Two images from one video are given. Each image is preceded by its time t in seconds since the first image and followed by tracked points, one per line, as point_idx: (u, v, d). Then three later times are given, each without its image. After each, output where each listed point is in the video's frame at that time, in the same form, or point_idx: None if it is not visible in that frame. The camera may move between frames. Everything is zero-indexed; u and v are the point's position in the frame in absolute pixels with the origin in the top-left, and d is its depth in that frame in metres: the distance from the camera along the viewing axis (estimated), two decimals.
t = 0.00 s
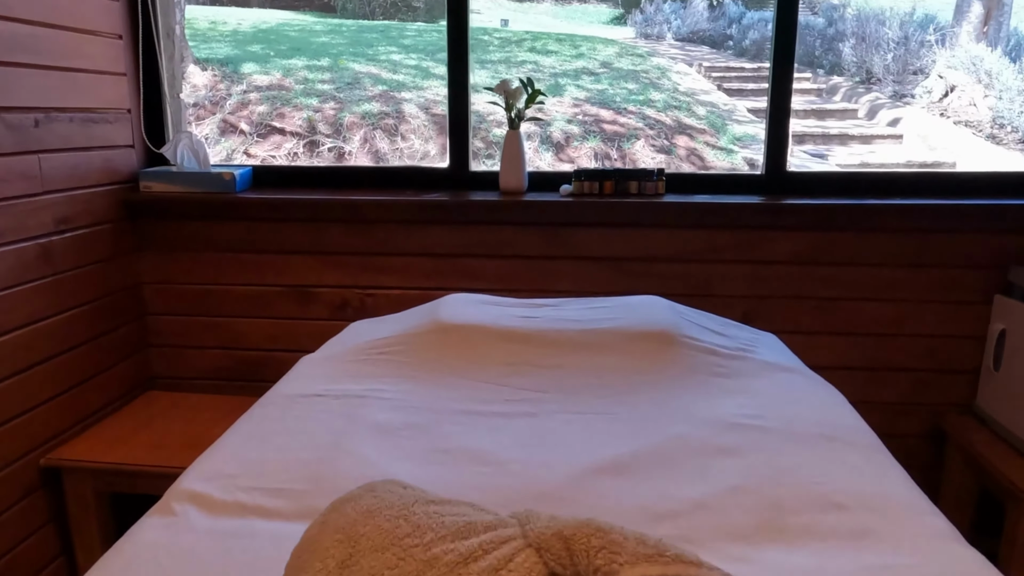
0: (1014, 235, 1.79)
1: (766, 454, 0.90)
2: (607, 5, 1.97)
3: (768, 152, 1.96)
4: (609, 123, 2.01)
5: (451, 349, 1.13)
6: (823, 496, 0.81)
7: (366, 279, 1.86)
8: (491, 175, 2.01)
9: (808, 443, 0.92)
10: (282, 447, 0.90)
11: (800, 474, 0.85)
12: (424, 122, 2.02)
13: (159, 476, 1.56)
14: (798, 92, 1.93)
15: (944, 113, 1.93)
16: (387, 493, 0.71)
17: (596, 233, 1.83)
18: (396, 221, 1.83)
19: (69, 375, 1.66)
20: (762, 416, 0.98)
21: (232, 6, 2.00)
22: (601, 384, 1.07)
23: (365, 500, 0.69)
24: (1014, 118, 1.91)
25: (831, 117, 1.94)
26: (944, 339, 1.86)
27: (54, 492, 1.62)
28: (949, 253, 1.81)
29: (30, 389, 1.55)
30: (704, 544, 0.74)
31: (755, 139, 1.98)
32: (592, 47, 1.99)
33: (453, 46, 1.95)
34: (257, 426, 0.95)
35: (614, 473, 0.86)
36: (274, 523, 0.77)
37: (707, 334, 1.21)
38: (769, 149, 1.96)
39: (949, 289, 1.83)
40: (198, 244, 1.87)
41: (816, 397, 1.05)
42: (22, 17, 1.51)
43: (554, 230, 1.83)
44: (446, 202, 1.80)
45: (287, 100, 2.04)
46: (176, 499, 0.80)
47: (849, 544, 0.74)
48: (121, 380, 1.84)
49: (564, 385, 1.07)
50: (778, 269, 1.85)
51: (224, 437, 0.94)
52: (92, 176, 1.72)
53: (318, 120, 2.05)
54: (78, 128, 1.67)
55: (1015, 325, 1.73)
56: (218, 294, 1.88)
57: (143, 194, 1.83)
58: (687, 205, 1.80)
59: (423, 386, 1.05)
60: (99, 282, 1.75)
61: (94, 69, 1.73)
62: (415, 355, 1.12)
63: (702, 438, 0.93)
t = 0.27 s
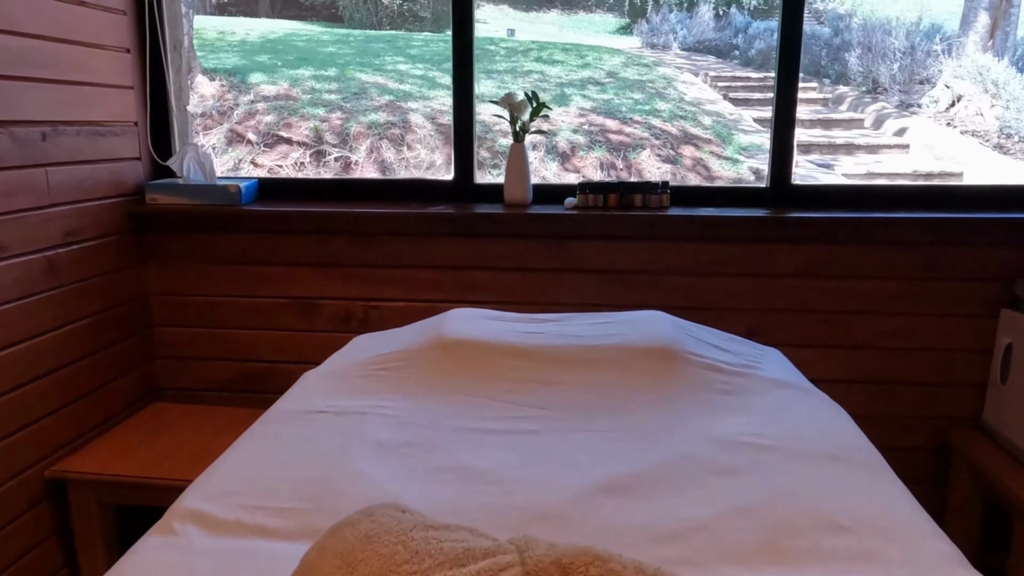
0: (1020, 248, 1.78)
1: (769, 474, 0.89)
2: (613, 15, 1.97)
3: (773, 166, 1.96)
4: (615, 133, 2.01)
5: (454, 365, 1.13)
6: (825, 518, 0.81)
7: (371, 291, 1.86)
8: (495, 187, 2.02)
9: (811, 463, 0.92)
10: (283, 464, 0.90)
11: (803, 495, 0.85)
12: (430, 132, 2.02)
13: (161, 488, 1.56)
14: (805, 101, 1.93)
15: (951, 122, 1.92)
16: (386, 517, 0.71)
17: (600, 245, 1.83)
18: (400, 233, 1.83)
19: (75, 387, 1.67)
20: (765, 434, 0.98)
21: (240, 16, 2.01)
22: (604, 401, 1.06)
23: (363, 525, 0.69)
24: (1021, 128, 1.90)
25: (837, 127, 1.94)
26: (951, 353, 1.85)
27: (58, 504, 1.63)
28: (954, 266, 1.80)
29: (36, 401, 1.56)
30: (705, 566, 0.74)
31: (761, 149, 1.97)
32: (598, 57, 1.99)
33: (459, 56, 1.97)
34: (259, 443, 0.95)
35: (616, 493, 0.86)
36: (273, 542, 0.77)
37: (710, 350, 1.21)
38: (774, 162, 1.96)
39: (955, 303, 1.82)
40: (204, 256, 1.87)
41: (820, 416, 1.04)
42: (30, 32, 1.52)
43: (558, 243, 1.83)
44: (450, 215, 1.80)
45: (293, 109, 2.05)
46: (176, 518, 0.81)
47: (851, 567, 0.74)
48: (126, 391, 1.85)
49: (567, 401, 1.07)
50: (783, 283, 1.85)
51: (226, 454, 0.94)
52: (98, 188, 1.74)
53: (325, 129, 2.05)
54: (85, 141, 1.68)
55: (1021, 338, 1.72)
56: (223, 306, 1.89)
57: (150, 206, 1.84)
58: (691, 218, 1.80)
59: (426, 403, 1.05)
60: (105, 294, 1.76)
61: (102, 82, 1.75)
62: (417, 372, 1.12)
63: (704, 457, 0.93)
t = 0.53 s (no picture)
0: None
1: (773, 495, 0.89)
2: (618, 24, 1.98)
3: (776, 179, 1.96)
4: (620, 143, 2.01)
5: (457, 382, 1.13)
6: (829, 542, 0.80)
7: (375, 304, 1.87)
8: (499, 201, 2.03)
9: (815, 483, 0.91)
10: (285, 484, 0.90)
11: (807, 517, 0.84)
12: (435, 142, 2.03)
13: (164, 501, 1.56)
14: (810, 111, 1.93)
15: (957, 132, 1.92)
16: (386, 544, 0.71)
17: (604, 258, 1.83)
18: (404, 246, 1.83)
19: (79, 401, 1.68)
20: (769, 454, 0.97)
21: (246, 27, 2.02)
22: (606, 419, 1.06)
23: (363, 552, 0.69)
24: None
25: (843, 136, 1.94)
26: (957, 367, 1.84)
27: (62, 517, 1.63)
28: (960, 280, 1.80)
29: (40, 415, 1.57)
30: None
31: (767, 159, 1.98)
32: (603, 67, 1.99)
33: (465, 67, 1.98)
34: (261, 462, 0.95)
35: (618, 514, 0.85)
36: (274, 563, 0.77)
37: (713, 367, 1.21)
38: (778, 176, 1.96)
39: (960, 317, 1.81)
40: (208, 269, 1.88)
41: (825, 435, 1.03)
42: (37, 48, 1.54)
43: (562, 256, 1.83)
44: (454, 228, 1.80)
45: (299, 119, 2.05)
46: (177, 539, 0.80)
47: None
48: (131, 404, 1.85)
49: (569, 420, 1.06)
50: (788, 296, 1.84)
51: (228, 472, 0.94)
52: (104, 201, 1.75)
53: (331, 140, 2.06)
54: (91, 155, 1.69)
55: None
56: (228, 318, 1.89)
57: (155, 220, 1.85)
58: (695, 231, 1.79)
59: (429, 420, 1.05)
60: (110, 307, 1.77)
61: (109, 96, 1.76)
62: (420, 389, 1.12)
63: (707, 477, 0.92)
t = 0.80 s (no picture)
0: None
1: (776, 519, 0.88)
2: (623, 35, 1.98)
3: (781, 193, 1.97)
4: (625, 154, 2.01)
5: (460, 403, 1.14)
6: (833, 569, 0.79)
7: (379, 318, 1.87)
8: (504, 215, 2.04)
9: (818, 508, 0.91)
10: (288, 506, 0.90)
11: (810, 543, 0.84)
12: (440, 152, 2.04)
13: (168, 516, 1.56)
14: (815, 122, 1.94)
15: (962, 143, 1.93)
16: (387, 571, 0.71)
17: (607, 273, 1.83)
18: (408, 261, 1.84)
19: (85, 414, 1.68)
20: (771, 477, 0.97)
21: (253, 36, 2.03)
22: (609, 441, 1.06)
23: None
24: None
25: (848, 147, 1.95)
26: (961, 384, 1.83)
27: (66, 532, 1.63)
28: (964, 297, 1.79)
29: (45, 430, 1.57)
30: None
31: (771, 170, 1.98)
32: (608, 77, 2.00)
33: (469, 78, 1.99)
34: (264, 483, 0.95)
35: (621, 538, 0.85)
36: None
37: (716, 387, 1.21)
38: (782, 192, 1.97)
39: (964, 333, 1.81)
40: (213, 284, 1.89)
41: (828, 457, 1.03)
42: (45, 65, 1.55)
43: (566, 271, 1.84)
44: (457, 244, 1.81)
45: (305, 131, 2.06)
46: (180, 563, 0.81)
47: None
48: (136, 418, 1.86)
49: (572, 441, 1.06)
50: (791, 312, 1.84)
51: (232, 494, 0.94)
52: (110, 216, 1.76)
53: (336, 150, 2.07)
54: (98, 171, 1.71)
55: None
56: (232, 332, 1.90)
57: (161, 234, 1.86)
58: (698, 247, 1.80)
59: (432, 441, 1.05)
60: (115, 321, 1.77)
61: (116, 112, 1.78)
62: (423, 409, 1.13)
63: (710, 501, 0.92)
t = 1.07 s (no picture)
0: None
1: (780, 545, 0.88)
2: (627, 45, 1.98)
3: (785, 207, 1.98)
4: (629, 165, 2.02)
5: (465, 425, 1.14)
6: None
7: (383, 334, 1.88)
8: (508, 232, 2.05)
9: (823, 533, 0.90)
10: (293, 529, 0.91)
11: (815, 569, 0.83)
12: (445, 164, 2.05)
13: (172, 533, 1.57)
14: (819, 133, 1.95)
15: (966, 153, 1.94)
16: None
17: (611, 290, 1.84)
18: (413, 278, 1.84)
19: (91, 431, 1.69)
20: (776, 501, 0.97)
21: (260, 48, 2.04)
22: (613, 464, 1.06)
23: None
24: None
25: (852, 158, 1.96)
26: (967, 400, 1.83)
27: (72, 549, 1.64)
28: (969, 313, 1.79)
29: (52, 447, 1.58)
30: None
31: (776, 181, 1.98)
32: (612, 89, 2.00)
33: (474, 92, 2.01)
34: (270, 507, 0.96)
35: (625, 564, 0.85)
36: None
37: (720, 409, 1.21)
38: (786, 207, 1.98)
39: (969, 350, 1.80)
40: (219, 300, 1.89)
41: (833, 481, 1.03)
42: (54, 85, 1.57)
43: (569, 287, 1.84)
44: (462, 261, 1.81)
45: (310, 143, 2.08)
46: None
47: None
48: (142, 433, 1.87)
49: (576, 464, 1.07)
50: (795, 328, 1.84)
51: (238, 517, 0.95)
52: (117, 233, 1.77)
53: (341, 162, 2.08)
54: (105, 188, 1.72)
55: None
56: (238, 348, 1.91)
57: (167, 251, 1.87)
58: (702, 265, 1.80)
59: (436, 463, 1.06)
60: (122, 338, 1.79)
61: (124, 130, 1.79)
62: (428, 431, 1.13)
63: (714, 526, 0.92)
